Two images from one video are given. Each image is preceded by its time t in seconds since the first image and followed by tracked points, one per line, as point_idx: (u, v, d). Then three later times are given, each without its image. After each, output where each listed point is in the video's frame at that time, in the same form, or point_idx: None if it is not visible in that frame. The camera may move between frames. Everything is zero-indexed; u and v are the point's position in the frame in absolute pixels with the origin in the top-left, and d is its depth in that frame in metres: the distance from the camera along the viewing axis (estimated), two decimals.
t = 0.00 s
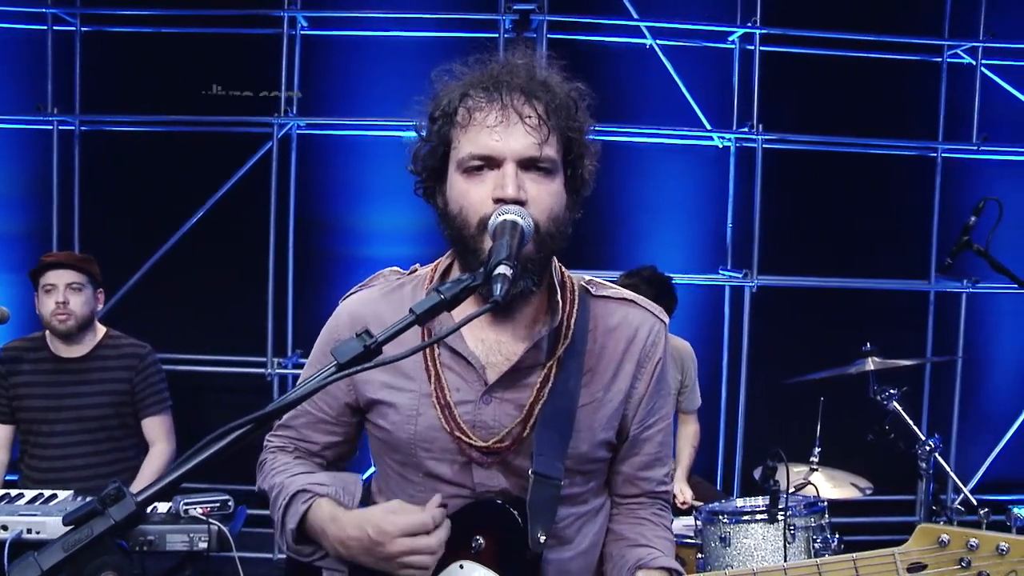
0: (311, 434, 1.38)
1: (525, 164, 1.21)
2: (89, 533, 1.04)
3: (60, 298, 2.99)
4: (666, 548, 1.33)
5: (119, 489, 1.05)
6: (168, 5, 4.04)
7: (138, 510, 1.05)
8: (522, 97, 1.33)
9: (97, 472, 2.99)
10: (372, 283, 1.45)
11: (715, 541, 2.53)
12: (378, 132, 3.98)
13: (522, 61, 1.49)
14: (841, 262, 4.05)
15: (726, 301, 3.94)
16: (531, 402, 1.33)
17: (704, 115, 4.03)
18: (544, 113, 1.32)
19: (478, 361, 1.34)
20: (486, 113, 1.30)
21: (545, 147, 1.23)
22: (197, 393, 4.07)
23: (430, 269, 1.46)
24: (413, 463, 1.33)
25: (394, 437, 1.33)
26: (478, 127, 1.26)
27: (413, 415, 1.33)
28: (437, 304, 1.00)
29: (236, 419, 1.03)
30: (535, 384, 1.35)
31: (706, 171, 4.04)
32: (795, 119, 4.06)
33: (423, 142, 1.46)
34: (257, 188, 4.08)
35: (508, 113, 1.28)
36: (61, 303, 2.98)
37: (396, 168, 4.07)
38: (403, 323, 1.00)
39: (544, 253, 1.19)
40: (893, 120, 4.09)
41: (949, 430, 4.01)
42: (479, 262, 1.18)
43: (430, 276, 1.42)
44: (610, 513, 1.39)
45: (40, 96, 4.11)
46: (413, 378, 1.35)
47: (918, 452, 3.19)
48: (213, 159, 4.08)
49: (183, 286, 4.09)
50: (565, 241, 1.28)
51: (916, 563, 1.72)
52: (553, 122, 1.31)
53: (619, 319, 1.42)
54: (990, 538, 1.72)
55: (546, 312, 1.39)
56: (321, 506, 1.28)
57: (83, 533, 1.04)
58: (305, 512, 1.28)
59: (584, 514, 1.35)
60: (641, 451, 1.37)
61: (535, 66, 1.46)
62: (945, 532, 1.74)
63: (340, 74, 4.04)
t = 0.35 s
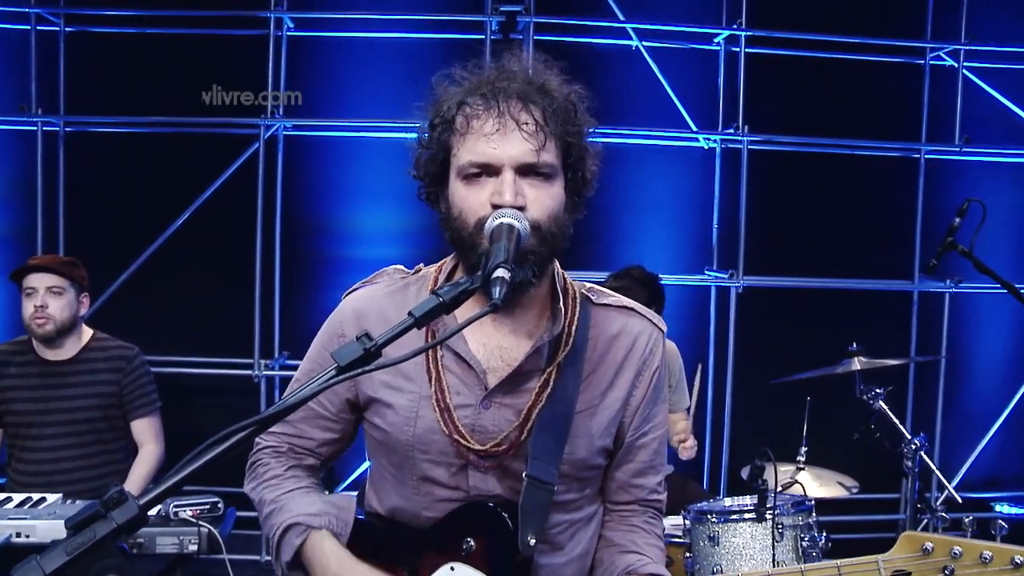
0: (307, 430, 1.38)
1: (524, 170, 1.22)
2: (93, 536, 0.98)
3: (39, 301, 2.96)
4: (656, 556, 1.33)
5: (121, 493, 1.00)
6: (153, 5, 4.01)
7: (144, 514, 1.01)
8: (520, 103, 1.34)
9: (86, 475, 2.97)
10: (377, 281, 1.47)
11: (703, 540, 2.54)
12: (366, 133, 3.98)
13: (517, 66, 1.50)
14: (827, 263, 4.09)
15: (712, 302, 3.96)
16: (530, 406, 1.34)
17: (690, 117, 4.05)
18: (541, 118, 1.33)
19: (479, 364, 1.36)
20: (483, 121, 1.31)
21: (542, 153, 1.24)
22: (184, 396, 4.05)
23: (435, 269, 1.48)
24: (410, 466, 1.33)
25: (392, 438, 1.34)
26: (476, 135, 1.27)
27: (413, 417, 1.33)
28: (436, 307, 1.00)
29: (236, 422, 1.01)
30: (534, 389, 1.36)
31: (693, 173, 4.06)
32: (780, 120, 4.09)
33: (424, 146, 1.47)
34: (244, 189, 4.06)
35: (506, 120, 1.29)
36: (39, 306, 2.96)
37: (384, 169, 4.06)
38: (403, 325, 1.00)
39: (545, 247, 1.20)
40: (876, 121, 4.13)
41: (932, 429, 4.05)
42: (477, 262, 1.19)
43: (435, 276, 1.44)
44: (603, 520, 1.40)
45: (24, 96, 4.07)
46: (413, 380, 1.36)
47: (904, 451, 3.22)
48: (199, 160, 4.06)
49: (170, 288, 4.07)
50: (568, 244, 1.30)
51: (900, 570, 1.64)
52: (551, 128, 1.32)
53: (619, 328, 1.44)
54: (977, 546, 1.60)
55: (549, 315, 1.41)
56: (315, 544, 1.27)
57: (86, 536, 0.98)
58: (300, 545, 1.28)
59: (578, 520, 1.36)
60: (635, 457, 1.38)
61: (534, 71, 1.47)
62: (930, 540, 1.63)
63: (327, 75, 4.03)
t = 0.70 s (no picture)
0: (305, 438, 1.39)
1: (516, 167, 1.23)
2: (98, 535, 0.95)
3: (32, 304, 2.94)
4: (657, 548, 1.36)
5: (126, 492, 0.97)
6: (140, 5, 3.99)
7: (148, 513, 0.97)
8: (510, 102, 1.35)
9: (78, 477, 2.95)
10: (368, 284, 1.49)
11: (696, 538, 2.56)
12: (356, 134, 3.97)
13: (505, 66, 1.50)
14: (815, 262, 4.12)
15: (702, 301, 3.98)
16: (526, 406, 1.35)
17: (679, 117, 4.07)
18: (530, 115, 1.34)
19: (474, 365, 1.37)
20: (474, 119, 1.31)
21: (534, 150, 1.24)
22: (175, 398, 4.04)
23: (425, 271, 1.49)
24: (407, 467, 1.34)
25: (389, 440, 1.35)
26: (467, 134, 1.28)
27: (409, 417, 1.34)
28: (436, 306, 1.01)
29: (238, 422, 1.01)
30: (530, 388, 1.37)
31: (683, 173, 4.08)
32: (769, 121, 4.12)
33: (414, 147, 1.47)
34: (233, 190, 4.05)
35: (496, 118, 1.29)
36: (32, 309, 2.93)
37: (373, 170, 4.06)
38: (403, 325, 1.00)
39: (537, 243, 1.21)
40: (864, 122, 4.17)
41: (920, 427, 4.09)
42: (472, 261, 1.19)
43: (426, 280, 1.45)
44: (601, 515, 1.42)
45: (12, 97, 4.05)
46: (409, 382, 1.37)
47: (894, 449, 3.25)
48: (188, 160, 4.04)
49: (159, 289, 4.05)
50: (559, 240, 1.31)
51: (900, 557, 1.40)
52: (540, 125, 1.33)
53: (611, 324, 1.45)
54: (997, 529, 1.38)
55: (540, 314, 1.42)
56: None
57: (90, 536, 0.95)
58: None
59: (577, 516, 1.38)
60: (632, 452, 1.40)
61: (521, 71, 1.48)
62: (928, 523, 1.40)
63: (315, 76, 4.03)
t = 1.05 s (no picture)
0: (323, 436, 1.41)
1: (526, 166, 1.24)
2: (124, 529, 0.96)
3: (44, 304, 2.95)
4: (663, 553, 1.35)
5: (152, 486, 0.98)
6: (148, 5, 4.01)
7: (173, 507, 0.99)
8: (519, 103, 1.36)
9: (87, 475, 2.97)
10: (386, 287, 1.53)
11: (702, 536, 2.57)
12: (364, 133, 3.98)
13: (514, 70, 1.52)
14: (819, 262, 4.13)
15: (706, 301, 3.99)
16: (540, 407, 1.36)
17: (683, 117, 4.08)
18: (539, 115, 1.35)
19: (489, 367, 1.38)
20: (484, 120, 1.33)
21: (543, 149, 1.26)
22: (181, 396, 4.05)
23: (442, 275, 1.52)
24: (423, 466, 1.35)
25: (405, 440, 1.37)
26: (477, 135, 1.29)
27: (425, 417, 1.36)
28: (452, 304, 1.02)
29: (260, 417, 1.03)
30: (544, 390, 1.38)
31: (688, 173, 4.09)
32: (773, 121, 4.13)
33: (427, 152, 1.49)
34: (239, 189, 4.06)
35: (506, 119, 1.31)
36: (44, 309, 2.94)
37: (379, 170, 4.07)
38: (420, 322, 1.01)
39: (551, 243, 1.22)
40: (869, 121, 4.18)
41: (925, 426, 4.10)
42: (485, 263, 1.20)
43: (442, 282, 1.48)
44: (612, 518, 1.43)
45: (19, 96, 4.06)
46: (424, 382, 1.38)
47: (900, 448, 3.26)
48: (195, 159, 4.05)
49: (166, 288, 4.07)
50: (572, 239, 1.31)
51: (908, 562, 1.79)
52: (550, 125, 1.34)
53: (625, 328, 1.46)
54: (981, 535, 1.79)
55: (555, 318, 1.43)
56: (327, 558, 1.28)
57: (117, 529, 0.97)
58: (312, 560, 1.29)
59: (589, 516, 1.39)
60: (644, 456, 1.41)
61: (531, 76, 1.50)
62: (938, 532, 1.80)
63: (321, 76, 4.04)
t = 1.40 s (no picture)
0: (351, 432, 1.45)
1: (551, 164, 1.25)
2: (163, 524, 1.00)
3: (66, 303, 2.98)
4: (679, 542, 1.37)
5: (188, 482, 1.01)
6: (162, 6, 4.04)
7: (209, 503, 1.02)
8: (544, 103, 1.38)
9: (105, 472, 3.01)
10: (408, 286, 1.55)
11: (717, 534, 2.59)
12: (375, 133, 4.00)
13: (539, 71, 1.54)
14: (831, 261, 4.13)
15: (718, 300, 4.00)
16: (562, 404, 1.38)
17: (695, 116, 4.09)
18: (564, 115, 1.37)
19: (511, 364, 1.39)
20: (509, 119, 1.34)
21: (568, 147, 1.27)
22: (196, 395, 4.09)
23: (463, 273, 1.55)
24: (447, 461, 1.37)
25: (429, 436, 1.38)
26: (502, 133, 1.31)
27: (448, 414, 1.38)
28: (482, 303, 1.03)
29: (294, 414, 1.04)
30: (565, 387, 1.40)
31: (699, 173, 4.10)
32: (784, 120, 4.14)
33: (452, 149, 1.51)
34: (253, 189, 4.09)
35: (532, 118, 1.32)
36: (66, 308, 2.97)
37: (391, 170, 4.09)
38: (450, 321, 1.03)
39: (574, 240, 1.24)
40: (880, 121, 4.18)
41: (936, 426, 4.09)
42: (509, 259, 1.22)
43: (464, 281, 1.51)
44: (632, 508, 1.45)
45: (36, 98, 4.09)
46: (447, 380, 1.41)
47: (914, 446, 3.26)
48: (209, 159, 4.08)
49: (180, 288, 4.10)
50: (594, 238, 1.32)
51: (925, 565, 1.44)
52: (574, 125, 1.36)
53: (645, 324, 1.47)
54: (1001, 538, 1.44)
55: (576, 317, 1.45)
56: (355, 517, 1.34)
57: (156, 524, 1.00)
58: (341, 521, 1.34)
59: (610, 509, 1.41)
60: (664, 448, 1.43)
61: (555, 76, 1.51)
62: (955, 534, 1.45)
63: (334, 77, 4.06)
